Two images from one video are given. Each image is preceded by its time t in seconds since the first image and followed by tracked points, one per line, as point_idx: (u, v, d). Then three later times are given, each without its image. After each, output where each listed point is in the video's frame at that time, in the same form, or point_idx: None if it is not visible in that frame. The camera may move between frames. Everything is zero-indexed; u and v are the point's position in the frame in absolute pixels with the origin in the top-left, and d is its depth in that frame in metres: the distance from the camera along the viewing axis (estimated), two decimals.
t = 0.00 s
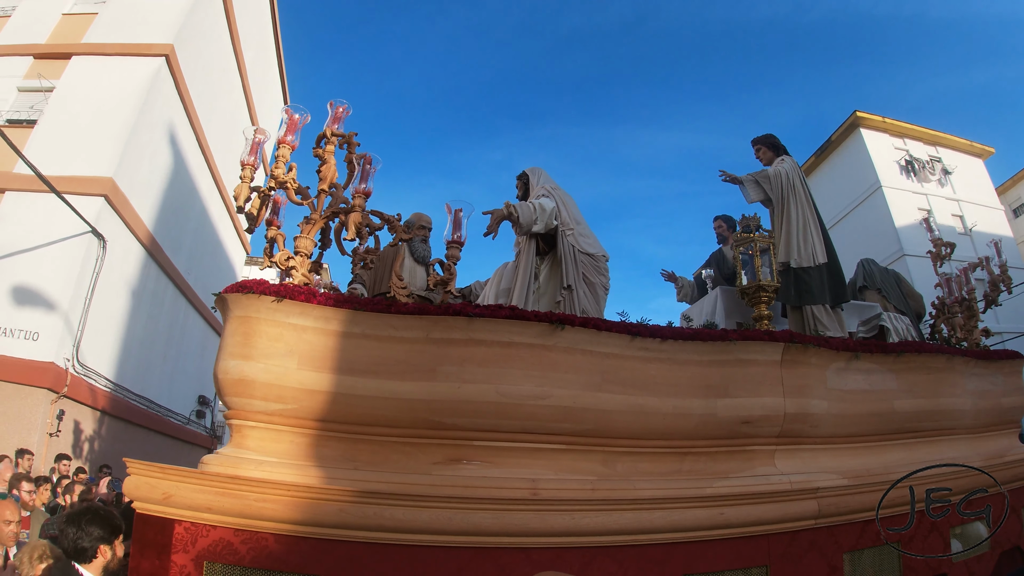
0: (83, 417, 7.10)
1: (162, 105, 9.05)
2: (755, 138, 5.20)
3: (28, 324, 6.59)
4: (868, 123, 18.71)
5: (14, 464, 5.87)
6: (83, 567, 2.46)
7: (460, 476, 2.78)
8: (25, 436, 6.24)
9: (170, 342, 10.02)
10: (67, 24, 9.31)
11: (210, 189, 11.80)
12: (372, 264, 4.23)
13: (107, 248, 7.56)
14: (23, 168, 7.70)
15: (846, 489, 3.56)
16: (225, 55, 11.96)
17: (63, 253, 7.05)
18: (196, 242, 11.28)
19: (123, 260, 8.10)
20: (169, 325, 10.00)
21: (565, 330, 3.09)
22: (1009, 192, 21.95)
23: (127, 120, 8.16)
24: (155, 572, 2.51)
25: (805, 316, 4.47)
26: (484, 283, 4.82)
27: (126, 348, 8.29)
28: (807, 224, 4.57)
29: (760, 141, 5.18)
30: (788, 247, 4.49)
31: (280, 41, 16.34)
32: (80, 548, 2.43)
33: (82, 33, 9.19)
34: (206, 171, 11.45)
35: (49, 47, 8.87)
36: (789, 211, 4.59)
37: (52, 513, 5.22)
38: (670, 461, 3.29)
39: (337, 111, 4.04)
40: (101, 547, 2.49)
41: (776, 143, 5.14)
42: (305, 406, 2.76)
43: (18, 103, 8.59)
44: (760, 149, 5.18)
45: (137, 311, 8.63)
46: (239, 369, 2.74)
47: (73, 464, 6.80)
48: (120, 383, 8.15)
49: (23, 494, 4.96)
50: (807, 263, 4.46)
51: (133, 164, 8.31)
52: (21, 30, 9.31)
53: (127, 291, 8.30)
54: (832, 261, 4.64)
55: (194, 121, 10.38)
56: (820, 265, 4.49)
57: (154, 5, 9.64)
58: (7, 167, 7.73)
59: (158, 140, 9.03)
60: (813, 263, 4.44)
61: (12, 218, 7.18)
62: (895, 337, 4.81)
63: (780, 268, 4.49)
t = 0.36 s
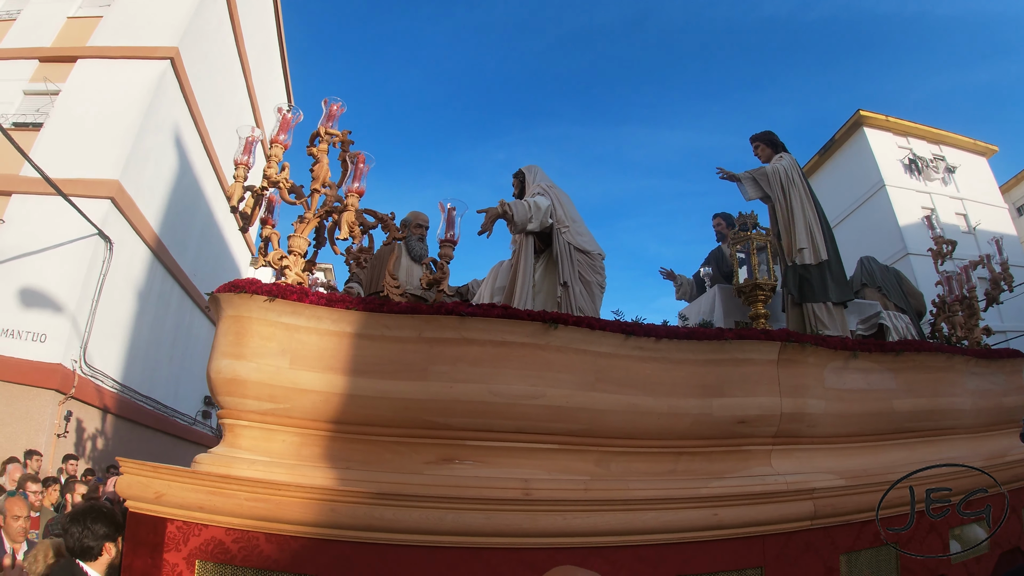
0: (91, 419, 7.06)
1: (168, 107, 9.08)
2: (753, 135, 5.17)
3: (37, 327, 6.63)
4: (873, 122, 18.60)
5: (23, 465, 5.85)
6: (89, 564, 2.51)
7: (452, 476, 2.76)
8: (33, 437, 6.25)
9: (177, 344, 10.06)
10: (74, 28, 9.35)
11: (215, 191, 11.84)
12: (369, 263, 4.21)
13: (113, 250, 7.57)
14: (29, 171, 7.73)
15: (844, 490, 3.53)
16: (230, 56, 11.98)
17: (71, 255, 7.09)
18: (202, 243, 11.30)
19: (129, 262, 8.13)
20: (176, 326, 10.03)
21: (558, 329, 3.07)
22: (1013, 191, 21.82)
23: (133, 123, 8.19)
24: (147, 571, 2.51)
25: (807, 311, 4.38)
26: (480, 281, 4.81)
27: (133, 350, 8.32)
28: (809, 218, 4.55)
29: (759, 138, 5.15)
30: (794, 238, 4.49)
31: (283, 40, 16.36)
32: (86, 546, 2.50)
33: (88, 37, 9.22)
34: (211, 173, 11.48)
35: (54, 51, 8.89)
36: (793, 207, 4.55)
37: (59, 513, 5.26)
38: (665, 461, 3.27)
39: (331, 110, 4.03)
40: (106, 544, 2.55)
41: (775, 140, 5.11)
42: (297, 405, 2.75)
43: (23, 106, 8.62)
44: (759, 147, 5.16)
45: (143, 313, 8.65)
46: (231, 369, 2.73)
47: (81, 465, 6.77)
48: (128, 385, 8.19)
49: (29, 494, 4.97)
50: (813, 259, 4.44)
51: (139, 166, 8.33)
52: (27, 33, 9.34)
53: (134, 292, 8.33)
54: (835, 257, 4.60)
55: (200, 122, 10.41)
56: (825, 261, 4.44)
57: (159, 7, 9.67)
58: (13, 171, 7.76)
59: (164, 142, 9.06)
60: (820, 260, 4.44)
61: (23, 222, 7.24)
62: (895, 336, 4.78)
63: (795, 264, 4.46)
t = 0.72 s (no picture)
0: (95, 419, 7.19)
1: (171, 110, 9.21)
2: (743, 138, 5.24)
3: (42, 329, 6.78)
4: (875, 120, 18.57)
5: (28, 466, 5.98)
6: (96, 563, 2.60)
7: (441, 474, 2.85)
8: (39, 438, 6.37)
9: (181, 345, 10.18)
10: (76, 30, 9.50)
11: (219, 193, 11.97)
12: (365, 266, 4.30)
13: (118, 252, 7.70)
14: (34, 174, 7.87)
15: (828, 489, 3.58)
16: (233, 59, 12.11)
17: (76, 258, 7.23)
18: (207, 245, 11.45)
19: (134, 264, 8.26)
20: (180, 327, 10.17)
21: (546, 331, 3.14)
22: (1017, 189, 21.73)
23: (136, 126, 8.31)
24: (148, 564, 2.61)
25: (801, 311, 4.42)
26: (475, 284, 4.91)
27: (137, 350, 8.45)
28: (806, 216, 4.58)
29: (749, 141, 5.22)
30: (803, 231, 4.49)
31: (287, 43, 16.50)
32: (93, 545, 2.59)
33: (91, 40, 9.36)
34: (214, 175, 11.61)
35: (59, 55, 9.04)
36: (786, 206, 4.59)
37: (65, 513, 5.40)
38: (652, 460, 3.34)
39: (327, 117, 4.13)
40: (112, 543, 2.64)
41: (766, 143, 5.17)
42: (292, 405, 2.85)
43: (28, 109, 8.80)
44: (750, 150, 5.23)
45: (148, 314, 8.79)
46: (229, 370, 2.83)
47: (86, 466, 6.88)
48: (132, 385, 8.31)
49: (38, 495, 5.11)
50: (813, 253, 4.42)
51: (143, 169, 8.46)
52: (31, 37, 9.51)
53: (139, 294, 8.47)
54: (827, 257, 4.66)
55: (203, 125, 10.54)
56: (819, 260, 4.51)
57: (162, 11, 9.80)
58: (19, 174, 7.90)
59: (168, 144, 9.19)
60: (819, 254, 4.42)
61: (30, 224, 7.39)
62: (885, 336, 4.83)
63: (794, 261, 4.48)
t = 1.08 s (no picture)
0: (103, 419, 7.32)
1: (177, 114, 9.33)
2: (739, 143, 5.32)
3: (50, 331, 6.91)
4: (879, 119, 18.52)
5: (37, 467, 6.08)
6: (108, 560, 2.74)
7: (440, 474, 2.94)
8: (48, 440, 6.51)
9: (188, 346, 10.31)
10: (82, 35, 9.64)
11: (224, 195, 12.11)
12: (366, 271, 4.40)
13: (125, 255, 7.83)
14: (41, 177, 7.99)
15: (821, 488, 3.64)
16: (238, 64, 12.25)
17: (84, 260, 7.35)
18: (213, 247, 11.59)
19: (141, 266, 8.39)
20: (187, 328, 10.30)
21: (543, 335, 3.23)
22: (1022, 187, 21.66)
23: (142, 129, 8.44)
24: (157, 562, 2.71)
25: (790, 315, 4.49)
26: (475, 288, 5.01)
27: (144, 352, 8.56)
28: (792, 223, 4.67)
29: (744, 145, 5.31)
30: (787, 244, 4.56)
31: (292, 47, 16.65)
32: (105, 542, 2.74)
33: (96, 43, 9.51)
34: (220, 178, 11.75)
35: (65, 59, 9.19)
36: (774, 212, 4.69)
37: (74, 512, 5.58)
38: (647, 460, 3.42)
39: (329, 126, 4.24)
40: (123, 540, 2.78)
41: (761, 148, 5.25)
42: (297, 407, 2.95)
43: (35, 112, 8.97)
44: (745, 154, 5.31)
45: (156, 315, 8.93)
46: (235, 374, 2.93)
47: (93, 466, 7.01)
48: (140, 386, 8.43)
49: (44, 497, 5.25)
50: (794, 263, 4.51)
51: (149, 172, 8.59)
52: (37, 42, 9.65)
53: (146, 296, 8.60)
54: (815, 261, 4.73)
55: (208, 128, 10.67)
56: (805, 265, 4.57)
57: (167, 17, 9.93)
58: (27, 176, 8.04)
59: (173, 148, 9.32)
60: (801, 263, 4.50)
61: (38, 227, 7.53)
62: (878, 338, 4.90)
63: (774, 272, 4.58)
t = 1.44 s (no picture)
0: (105, 420, 7.30)
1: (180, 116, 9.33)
2: (739, 142, 5.31)
3: (54, 332, 6.90)
4: (880, 118, 18.51)
5: (39, 468, 6.15)
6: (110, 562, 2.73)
7: (438, 474, 2.92)
8: (52, 440, 6.49)
9: (192, 347, 10.31)
10: (85, 37, 9.64)
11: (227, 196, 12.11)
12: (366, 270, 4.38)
13: (129, 256, 7.82)
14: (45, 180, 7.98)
15: (822, 489, 3.63)
16: (240, 64, 12.23)
17: (88, 262, 7.34)
18: (216, 248, 11.57)
19: (145, 268, 8.39)
20: (191, 329, 10.29)
21: (542, 334, 3.21)
22: None
23: (146, 131, 8.43)
24: (154, 562, 2.69)
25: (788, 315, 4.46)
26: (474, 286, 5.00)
27: (149, 353, 8.57)
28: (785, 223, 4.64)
29: (744, 144, 5.29)
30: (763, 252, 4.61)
31: (294, 46, 16.63)
32: (108, 543, 2.73)
33: (100, 47, 9.51)
34: (223, 179, 11.75)
35: (67, 61, 9.19)
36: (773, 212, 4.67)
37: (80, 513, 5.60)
38: (646, 460, 3.40)
39: (328, 124, 4.22)
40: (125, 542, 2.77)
41: (761, 146, 5.24)
42: (296, 407, 2.93)
43: (38, 116, 8.91)
44: (746, 153, 5.29)
45: (159, 317, 8.92)
46: (233, 373, 2.91)
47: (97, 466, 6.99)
48: (144, 387, 8.43)
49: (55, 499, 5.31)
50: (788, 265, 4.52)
51: (153, 174, 8.58)
52: (39, 44, 9.64)
53: (150, 297, 8.59)
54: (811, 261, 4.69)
55: (211, 130, 10.66)
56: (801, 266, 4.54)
57: (170, 18, 9.92)
58: (31, 180, 8.02)
59: (177, 150, 9.31)
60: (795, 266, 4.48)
61: (42, 229, 7.52)
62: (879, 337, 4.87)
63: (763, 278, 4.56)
